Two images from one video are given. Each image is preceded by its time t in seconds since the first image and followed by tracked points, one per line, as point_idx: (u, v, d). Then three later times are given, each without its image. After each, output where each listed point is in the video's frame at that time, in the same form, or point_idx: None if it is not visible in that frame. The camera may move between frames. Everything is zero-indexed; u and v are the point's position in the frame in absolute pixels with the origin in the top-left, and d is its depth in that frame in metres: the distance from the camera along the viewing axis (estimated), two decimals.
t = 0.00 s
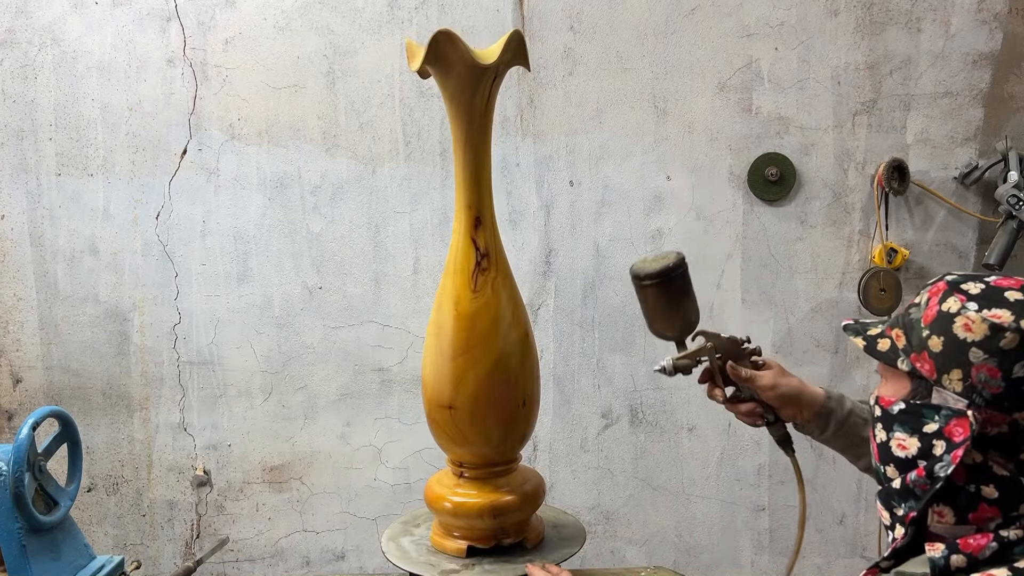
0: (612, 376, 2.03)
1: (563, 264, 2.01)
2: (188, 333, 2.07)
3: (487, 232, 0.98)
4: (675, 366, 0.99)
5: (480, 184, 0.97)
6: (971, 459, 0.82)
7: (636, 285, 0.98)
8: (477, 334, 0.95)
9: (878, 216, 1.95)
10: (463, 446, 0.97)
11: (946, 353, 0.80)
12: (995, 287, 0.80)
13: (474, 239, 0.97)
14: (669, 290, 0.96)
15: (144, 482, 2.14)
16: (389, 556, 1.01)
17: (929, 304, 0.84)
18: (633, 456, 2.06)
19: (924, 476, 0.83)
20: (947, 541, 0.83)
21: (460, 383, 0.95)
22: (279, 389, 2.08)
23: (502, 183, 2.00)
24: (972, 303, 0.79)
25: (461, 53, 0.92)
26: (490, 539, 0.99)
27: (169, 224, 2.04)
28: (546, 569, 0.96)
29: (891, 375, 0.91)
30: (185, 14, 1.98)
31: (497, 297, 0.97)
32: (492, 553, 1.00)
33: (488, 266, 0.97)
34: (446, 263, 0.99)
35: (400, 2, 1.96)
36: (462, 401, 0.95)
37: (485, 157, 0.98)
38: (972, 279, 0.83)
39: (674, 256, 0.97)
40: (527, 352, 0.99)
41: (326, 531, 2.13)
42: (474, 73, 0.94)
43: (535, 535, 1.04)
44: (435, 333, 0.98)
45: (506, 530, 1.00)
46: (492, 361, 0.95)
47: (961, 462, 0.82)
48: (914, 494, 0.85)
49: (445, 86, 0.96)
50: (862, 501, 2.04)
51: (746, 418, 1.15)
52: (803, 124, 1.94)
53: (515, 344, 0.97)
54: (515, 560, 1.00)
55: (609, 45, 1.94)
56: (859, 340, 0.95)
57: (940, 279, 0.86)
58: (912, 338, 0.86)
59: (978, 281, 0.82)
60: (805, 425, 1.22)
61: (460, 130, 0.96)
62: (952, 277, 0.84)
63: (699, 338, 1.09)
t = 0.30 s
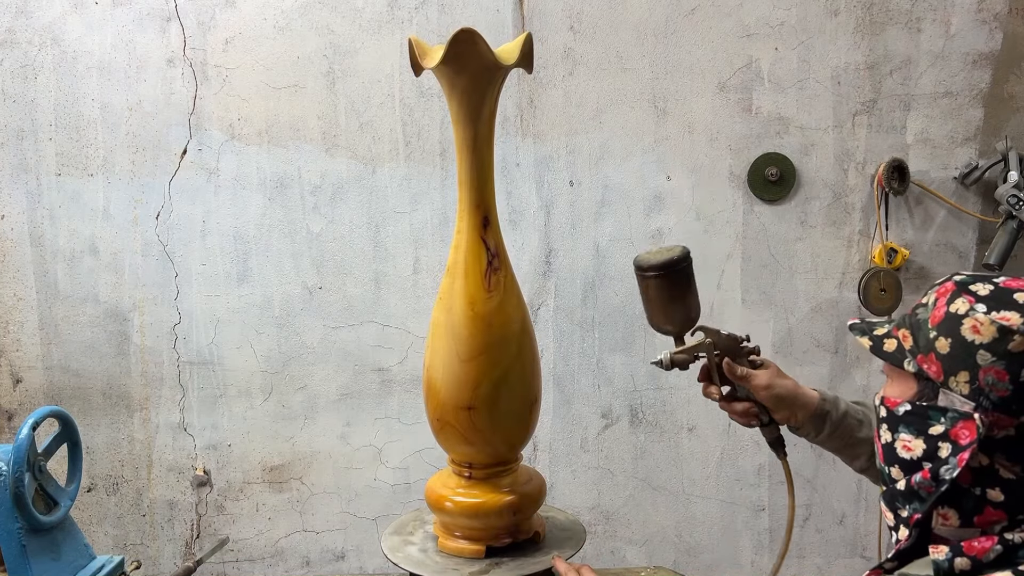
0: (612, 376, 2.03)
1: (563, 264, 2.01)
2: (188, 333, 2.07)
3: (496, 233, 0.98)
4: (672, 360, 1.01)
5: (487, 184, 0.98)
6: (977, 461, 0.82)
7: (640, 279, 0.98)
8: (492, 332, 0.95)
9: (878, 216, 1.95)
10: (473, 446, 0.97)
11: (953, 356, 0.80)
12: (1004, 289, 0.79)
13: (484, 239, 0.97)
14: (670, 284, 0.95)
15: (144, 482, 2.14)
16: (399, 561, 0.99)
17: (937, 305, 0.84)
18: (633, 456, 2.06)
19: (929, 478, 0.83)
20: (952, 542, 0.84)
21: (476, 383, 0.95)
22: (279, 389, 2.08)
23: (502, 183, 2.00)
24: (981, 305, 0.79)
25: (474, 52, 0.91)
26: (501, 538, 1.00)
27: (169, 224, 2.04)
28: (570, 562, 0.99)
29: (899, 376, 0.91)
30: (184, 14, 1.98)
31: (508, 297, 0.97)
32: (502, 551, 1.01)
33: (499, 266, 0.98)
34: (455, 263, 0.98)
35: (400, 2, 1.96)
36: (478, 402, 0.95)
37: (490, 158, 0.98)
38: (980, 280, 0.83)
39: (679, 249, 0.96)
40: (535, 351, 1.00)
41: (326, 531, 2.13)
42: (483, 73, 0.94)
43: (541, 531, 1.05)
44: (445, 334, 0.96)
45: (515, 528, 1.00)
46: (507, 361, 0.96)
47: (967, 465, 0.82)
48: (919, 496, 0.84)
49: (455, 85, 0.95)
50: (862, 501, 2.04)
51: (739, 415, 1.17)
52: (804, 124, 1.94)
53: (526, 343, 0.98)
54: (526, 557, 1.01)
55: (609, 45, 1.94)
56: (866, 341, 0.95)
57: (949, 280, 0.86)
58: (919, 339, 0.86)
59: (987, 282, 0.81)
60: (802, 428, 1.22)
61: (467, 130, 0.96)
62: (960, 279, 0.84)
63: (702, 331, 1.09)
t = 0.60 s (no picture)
0: (611, 376, 2.03)
1: (563, 264, 2.01)
2: (188, 333, 2.07)
3: (491, 232, 0.98)
4: (687, 319, 0.96)
5: (483, 183, 0.97)
6: (978, 459, 0.82)
7: (679, 235, 0.95)
8: (484, 334, 0.95)
9: (878, 216, 1.95)
10: (468, 447, 0.97)
11: (953, 354, 0.80)
12: (1004, 288, 0.80)
13: (477, 239, 0.97)
14: (708, 249, 0.93)
15: (144, 482, 2.14)
16: (393, 557, 1.01)
17: (937, 304, 0.84)
18: (633, 456, 2.06)
19: (931, 477, 0.83)
20: (954, 541, 0.84)
21: (467, 384, 0.95)
22: (279, 389, 2.08)
23: (502, 183, 2.00)
24: (981, 303, 0.79)
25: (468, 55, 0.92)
26: (495, 539, 0.99)
27: (169, 224, 2.04)
28: (560, 564, 0.98)
29: (900, 376, 0.91)
30: (184, 14, 1.98)
31: (500, 296, 0.97)
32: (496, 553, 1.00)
33: (493, 267, 0.97)
34: (449, 263, 0.98)
35: (400, 3, 1.96)
36: (469, 403, 0.95)
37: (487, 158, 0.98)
38: (981, 280, 0.83)
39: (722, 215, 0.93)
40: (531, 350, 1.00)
41: (326, 531, 2.13)
42: (478, 74, 0.94)
43: (537, 534, 1.04)
44: (438, 334, 0.97)
45: (509, 529, 1.00)
46: (499, 362, 0.95)
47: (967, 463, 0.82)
48: (921, 495, 0.85)
49: (449, 85, 0.95)
50: (862, 501, 2.04)
51: (737, 389, 1.09)
52: (803, 124, 1.94)
53: (520, 343, 0.98)
54: (518, 560, 1.00)
55: (609, 45, 1.94)
56: (868, 341, 0.95)
57: (949, 280, 0.86)
58: (920, 338, 0.86)
59: (987, 281, 0.82)
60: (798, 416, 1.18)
61: (463, 131, 0.96)
62: (961, 278, 0.84)
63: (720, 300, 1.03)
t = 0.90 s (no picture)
0: (612, 376, 2.03)
1: (563, 264, 2.01)
2: (188, 333, 2.07)
3: (483, 231, 0.98)
4: (667, 269, 0.98)
5: (477, 184, 0.97)
6: (981, 456, 0.82)
7: (662, 184, 0.97)
8: (473, 333, 0.95)
9: (878, 216, 1.95)
10: (463, 447, 0.97)
11: (959, 351, 0.80)
12: (1010, 286, 0.80)
13: (469, 240, 0.97)
14: (690, 197, 0.95)
15: (144, 482, 2.14)
16: (386, 547, 1.04)
17: (943, 302, 0.85)
18: (633, 456, 2.06)
19: (933, 473, 0.83)
20: (956, 539, 0.83)
21: (457, 384, 0.95)
22: (279, 389, 2.08)
23: (502, 183, 2.00)
24: (986, 301, 0.79)
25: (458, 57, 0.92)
26: (482, 539, 0.99)
27: (169, 224, 2.04)
28: (554, 567, 0.97)
29: (904, 373, 0.90)
30: (184, 14, 1.98)
31: (491, 296, 0.97)
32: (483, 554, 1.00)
33: (483, 266, 0.97)
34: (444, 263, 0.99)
35: (400, 3, 1.96)
36: (459, 402, 0.95)
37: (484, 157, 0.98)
38: (987, 279, 0.83)
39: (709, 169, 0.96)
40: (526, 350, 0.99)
41: (326, 531, 2.13)
42: (471, 74, 0.94)
43: (527, 539, 1.02)
44: (431, 334, 0.98)
45: (495, 531, 0.99)
46: (488, 362, 0.95)
47: (970, 460, 0.82)
48: (923, 491, 0.85)
49: (444, 85, 0.96)
50: (862, 501, 2.04)
51: (711, 341, 1.09)
52: (803, 124, 1.94)
53: (512, 343, 0.97)
54: (505, 562, 0.99)
55: (609, 45, 1.94)
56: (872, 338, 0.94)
57: (955, 279, 0.86)
58: (925, 335, 0.86)
59: (993, 280, 0.82)
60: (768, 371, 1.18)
61: (459, 131, 0.97)
62: (966, 277, 0.85)
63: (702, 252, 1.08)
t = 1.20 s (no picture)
0: (612, 376, 2.03)
1: (563, 264, 2.01)
2: (188, 333, 2.07)
3: (483, 231, 0.98)
4: (666, 303, 1.02)
5: (475, 184, 0.98)
6: (973, 457, 0.82)
7: (642, 219, 1.00)
8: (471, 332, 0.96)
9: (878, 216, 1.95)
10: (461, 447, 0.97)
11: (951, 352, 0.80)
12: (1002, 287, 0.80)
13: (467, 239, 0.98)
14: (672, 227, 0.98)
15: (144, 482, 2.14)
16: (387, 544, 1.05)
17: (935, 303, 0.84)
18: (633, 456, 2.06)
19: (926, 474, 0.83)
20: (949, 540, 0.83)
21: (455, 383, 0.95)
22: (279, 389, 2.08)
23: (502, 183, 2.00)
24: (978, 302, 0.79)
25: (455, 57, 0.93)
26: (478, 540, 0.99)
27: (169, 224, 2.04)
28: (542, 568, 0.97)
29: (896, 373, 0.91)
30: (184, 14, 1.98)
31: (488, 295, 0.97)
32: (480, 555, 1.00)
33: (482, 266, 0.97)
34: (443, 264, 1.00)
35: (400, 3, 1.96)
36: (457, 401, 0.95)
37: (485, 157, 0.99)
38: (979, 279, 0.83)
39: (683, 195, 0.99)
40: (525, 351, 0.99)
41: (326, 531, 2.13)
42: (469, 74, 0.95)
43: (523, 540, 1.01)
44: (430, 334, 0.99)
45: (490, 532, 0.99)
46: (486, 361, 0.95)
47: (963, 461, 0.82)
48: (916, 492, 0.84)
49: (442, 87, 0.97)
50: (862, 501, 2.04)
51: (727, 363, 1.12)
52: (804, 124, 1.94)
53: (510, 343, 0.97)
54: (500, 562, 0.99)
55: (609, 45, 1.94)
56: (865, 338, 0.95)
57: (947, 279, 0.86)
58: (917, 335, 0.86)
59: (986, 281, 0.82)
60: (784, 381, 1.19)
61: (458, 131, 0.97)
62: (959, 277, 0.85)
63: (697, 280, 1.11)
